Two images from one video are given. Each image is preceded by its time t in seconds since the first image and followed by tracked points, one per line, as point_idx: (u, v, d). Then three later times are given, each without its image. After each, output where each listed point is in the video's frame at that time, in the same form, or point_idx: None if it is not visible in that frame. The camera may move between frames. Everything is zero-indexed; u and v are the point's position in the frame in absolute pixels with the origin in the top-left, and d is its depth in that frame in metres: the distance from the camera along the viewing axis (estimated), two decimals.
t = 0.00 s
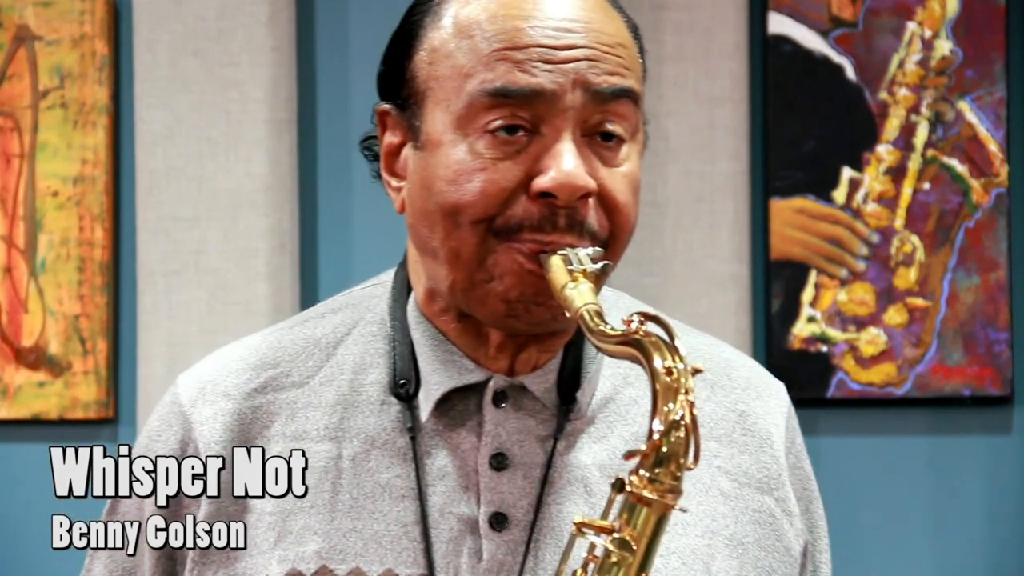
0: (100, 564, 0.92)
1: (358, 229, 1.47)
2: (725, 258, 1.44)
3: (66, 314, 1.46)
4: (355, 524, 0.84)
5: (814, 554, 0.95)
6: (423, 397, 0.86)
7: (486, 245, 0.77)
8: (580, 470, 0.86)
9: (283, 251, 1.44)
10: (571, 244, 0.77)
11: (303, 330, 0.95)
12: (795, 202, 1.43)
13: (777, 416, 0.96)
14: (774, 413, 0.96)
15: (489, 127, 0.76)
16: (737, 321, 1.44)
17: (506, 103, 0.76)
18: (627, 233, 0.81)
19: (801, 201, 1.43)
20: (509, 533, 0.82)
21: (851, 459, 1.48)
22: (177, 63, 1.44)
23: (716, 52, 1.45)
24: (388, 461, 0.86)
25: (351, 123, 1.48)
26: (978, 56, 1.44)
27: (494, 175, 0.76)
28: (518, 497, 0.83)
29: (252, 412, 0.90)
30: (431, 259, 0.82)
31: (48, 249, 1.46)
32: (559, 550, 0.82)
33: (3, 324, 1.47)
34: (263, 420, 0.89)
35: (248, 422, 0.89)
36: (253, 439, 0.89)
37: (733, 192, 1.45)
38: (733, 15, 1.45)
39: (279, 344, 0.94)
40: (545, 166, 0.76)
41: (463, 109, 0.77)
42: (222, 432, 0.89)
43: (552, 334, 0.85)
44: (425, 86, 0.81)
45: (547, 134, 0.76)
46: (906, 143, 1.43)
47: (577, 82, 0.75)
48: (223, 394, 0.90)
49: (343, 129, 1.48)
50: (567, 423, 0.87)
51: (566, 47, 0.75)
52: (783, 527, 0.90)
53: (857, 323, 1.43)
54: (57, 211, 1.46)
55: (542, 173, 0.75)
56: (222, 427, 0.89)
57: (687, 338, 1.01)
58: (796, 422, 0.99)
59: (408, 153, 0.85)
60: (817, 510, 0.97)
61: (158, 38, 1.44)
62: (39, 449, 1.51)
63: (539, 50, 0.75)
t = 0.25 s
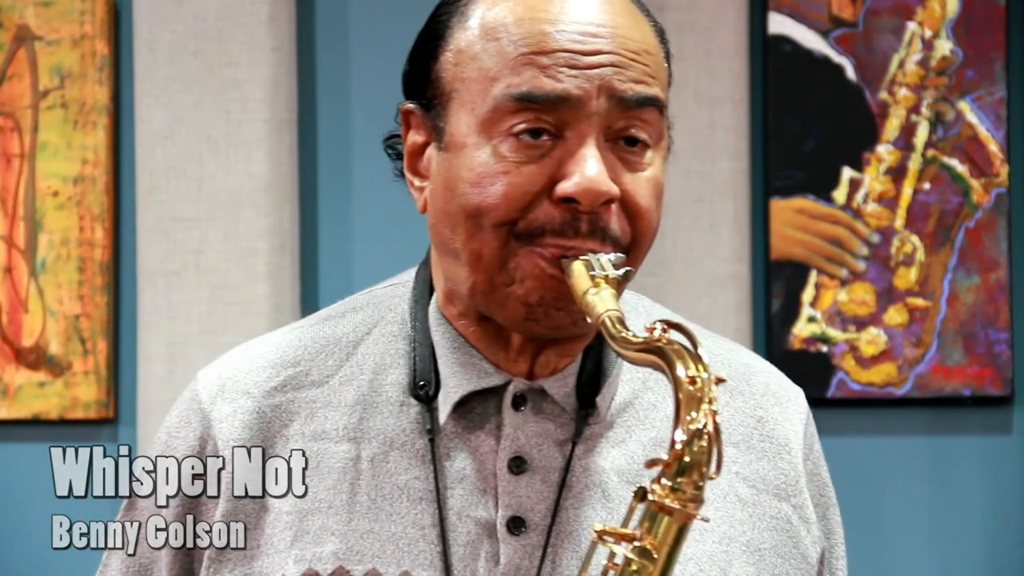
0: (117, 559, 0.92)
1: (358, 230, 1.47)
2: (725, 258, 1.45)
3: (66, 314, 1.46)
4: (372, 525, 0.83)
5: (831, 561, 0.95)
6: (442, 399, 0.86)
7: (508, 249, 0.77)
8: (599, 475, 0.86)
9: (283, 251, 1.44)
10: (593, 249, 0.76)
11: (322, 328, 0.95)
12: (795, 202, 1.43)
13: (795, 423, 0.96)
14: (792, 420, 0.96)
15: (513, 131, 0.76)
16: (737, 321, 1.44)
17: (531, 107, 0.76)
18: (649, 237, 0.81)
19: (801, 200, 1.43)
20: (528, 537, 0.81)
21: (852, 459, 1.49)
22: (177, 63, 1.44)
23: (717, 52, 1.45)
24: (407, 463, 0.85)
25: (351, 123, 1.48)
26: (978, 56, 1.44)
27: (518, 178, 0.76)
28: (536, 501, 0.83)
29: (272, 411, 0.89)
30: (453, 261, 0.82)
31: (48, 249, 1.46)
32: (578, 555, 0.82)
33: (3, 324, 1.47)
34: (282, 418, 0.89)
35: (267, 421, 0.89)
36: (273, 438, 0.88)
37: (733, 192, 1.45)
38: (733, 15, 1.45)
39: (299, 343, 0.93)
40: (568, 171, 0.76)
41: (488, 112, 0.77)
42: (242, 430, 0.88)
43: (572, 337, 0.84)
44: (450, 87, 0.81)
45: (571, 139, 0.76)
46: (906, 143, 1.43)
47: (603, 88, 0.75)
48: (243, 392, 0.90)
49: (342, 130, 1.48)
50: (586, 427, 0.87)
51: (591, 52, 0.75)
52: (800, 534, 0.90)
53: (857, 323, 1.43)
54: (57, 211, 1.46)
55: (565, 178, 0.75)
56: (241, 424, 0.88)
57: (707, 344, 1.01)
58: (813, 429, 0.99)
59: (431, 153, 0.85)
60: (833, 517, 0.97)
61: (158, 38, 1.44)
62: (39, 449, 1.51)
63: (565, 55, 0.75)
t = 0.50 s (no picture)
0: (126, 556, 0.92)
1: (358, 230, 1.47)
2: (725, 258, 1.45)
3: (66, 314, 1.46)
4: (383, 526, 0.83)
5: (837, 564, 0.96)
6: (453, 400, 0.86)
7: (520, 251, 0.77)
8: (609, 477, 0.86)
9: (283, 251, 1.44)
10: (606, 251, 0.77)
11: (334, 328, 0.94)
12: (795, 202, 1.43)
13: (803, 427, 0.96)
14: (799, 423, 0.96)
15: (527, 133, 0.76)
16: (737, 321, 1.45)
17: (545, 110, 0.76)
18: (660, 241, 0.81)
19: (801, 201, 1.43)
20: (538, 539, 0.82)
21: (851, 459, 1.49)
22: (178, 63, 1.44)
23: (717, 52, 1.45)
24: (419, 463, 0.85)
25: (351, 123, 1.48)
26: (978, 56, 1.44)
27: (531, 179, 0.76)
28: (547, 503, 0.83)
29: (284, 411, 0.89)
30: (466, 262, 0.82)
31: (48, 249, 1.46)
32: (589, 558, 0.83)
33: (4, 324, 1.47)
34: (293, 418, 0.89)
35: (279, 420, 0.88)
36: (284, 438, 0.88)
37: (733, 192, 1.45)
38: (733, 15, 1.45)
39: (311, 343, 0.93)
40: (582, 173, 0.76)
41: (501, 114, 0.77)
42: (253, 430, 0.88)
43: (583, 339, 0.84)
44: (464, 89, 0.81)
45: (585, 141, 0.76)
46: (906, 143, 1.43)
47: (617, 92, 0.76)
48: (255, 391, 0.90)
49: (342, 129, 1.48)
50: (595, 429, 0.87)
51: (605, 56, 0.76)
52: (809, 538, 0.90)
53: (857, 323, 1.43)
54: (57, 211, 1.46)
55: (579, 180, 0.75)
56: (253, 424, 0.88)
57: (716, 347, 1.01)
58: (820, 433, 0.99)
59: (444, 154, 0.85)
60: (840, 520, 0.97)
61: (158, 38, 1.44)
62: (38, 449, 1.51)
63: (579, 58, 0.75)
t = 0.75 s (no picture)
0: (129, 556, 0.91)
1: (358, 229, 1.47)
2: (725, 258, 1.45)
3: (66, 314, 1.46)
4: (386, 526, 0.83)
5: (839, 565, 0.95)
6: (457, 401, 0.87)
7: (524, 252, 0.78)
8: (611, 478, 0.86)
9: (283, 251, 1.44)
10: (609, 250, 0.76)
11: (336, 329, 0.94)
12: (795, 202, 1.43)
13: (804, 429, 0.96)
14: (801, 425, 0.96)
15: (530, 134, 0.77)
16: (737, 321, 1.45)
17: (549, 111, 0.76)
18: (664, 241, 0.81)
19: (801, 201, 1.43)
20: (540, 539, 0.82)
21: (851, 459, 1.49)
22: (178, 63, 1.44)
23: (716, 52, 1.45)
24: (421, 464, 0.85)
25: (351, 123, 1.48)
26: (978, 56, 1.44)
27: (535, 181, 0.76)
28: (549, 504, 0.83)
29: (287, 411, 0.88)
30: (470, 263, 0.82)
31: (48, 249, 1.46)
32: (590, 559, 0.83)
33: (4, 324, 1.47)
34: (296, 418, 0.88)
35: (282, 420, 0.88)
36: (286, 438, 0.87)
37: (733, 192, 1.46)
38: (733, 15, 1.45)
39: (314, 344, 0.93)
40: (584, 174, 0.76)
41: (505, 115, 0.78)
42: (256, 429, 0.87)
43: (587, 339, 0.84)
44: (468, 90, 0.81)
45: (588, 143, 0.76)
46: (906, 143, 1.43)
47: (620, 94, 0.76)
48: (258, 392, 0.89)
49: (342, 129, 1.48)
50: (598, 429, 0.87)
51: (609, 58, 0.76)
52: (811, 539, 0.90)
53: (857, 323, 1.43)
54: (57, 211, 1.46)
55: (581, 181, 0.76)
56: (256, 424, 0.87)
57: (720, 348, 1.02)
58: (821, 434, 0.99)
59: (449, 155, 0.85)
60: (842, 522, 0.97)
61: (158, 38, 1.44)
62: (39, 449, 1.51)
63: (582, 61, 0.75)
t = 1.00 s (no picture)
0: (128, 546, 0.91)
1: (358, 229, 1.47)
2: (725, 258, 1.45)
3: (66, 314, 1.46)
4: (388, 511, 0.83)
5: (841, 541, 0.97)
6: (459, 384, 0.87)
7: (515, 248, 0.78)
8: (613, 462, 0.86)
9: (283, 251, 1.44)
10: (599, 236, 0.77)
11: (337, 318, 0.95)
12: (795, 202, 1.43)
13: (805, 406, 0.96)
14: (803, 405, 0.96)
15: (522, 120, 0.77)
16: (737, 321, 1.45)
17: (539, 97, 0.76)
18: (658, 230, 0.81)
19: (801, 201, 1.43)
20: (542, 525, 0.82)
21: (851, 459, 1.49)
22: (178, 63, 1.44)
23: (716, 52, 1.45)
24: (423, 449, 0.86)
25: (351, 122, 1.48)
26: (978, 56, 1.44)
27: (527, 166, 0.76)
28: (551, 489, 0.83)
29: (288, 400, 0.89)
30: (466, 256, 0.82)
31: (48, 249, 1.46)
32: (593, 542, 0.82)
33: (4, 324, 1.47)
34: (297, 407, 0.88)
35: (282, 409, 0.88)
36: (288, 427, 0.88)
37: (733, 192, 1.46)
38: (733, 15, 1.45)
39: (315, 334, 0.93)
40: (574, 159, 0.76)
41: (497, 101, 0.78)
42: (258, 419, 0.87)
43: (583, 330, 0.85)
44: (462, 83, 0.81)
45: (578, 129, 0.76)
46: (906, 143, 1.43)
47: (609, 82, 0.76)
48: (259, 382, 0.90)
49: (342, 129, 1.48)
50: (597, 414, 0.87)
51: (599, 45, 0.76)
52: (814, 518, 0.90)
53: (857, 323, 1.43)
54: (57, 211, 1.46)
55: (571, 165, 0.76)
56: (257, 414, 0.88)
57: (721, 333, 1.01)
58: (823, 412, 0.99)
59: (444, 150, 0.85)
60: (846, 499, 0.98)
61: (158, 38, 1.44)
62: (39, 450, 1.51)
63: (572, 48, 0.76)
